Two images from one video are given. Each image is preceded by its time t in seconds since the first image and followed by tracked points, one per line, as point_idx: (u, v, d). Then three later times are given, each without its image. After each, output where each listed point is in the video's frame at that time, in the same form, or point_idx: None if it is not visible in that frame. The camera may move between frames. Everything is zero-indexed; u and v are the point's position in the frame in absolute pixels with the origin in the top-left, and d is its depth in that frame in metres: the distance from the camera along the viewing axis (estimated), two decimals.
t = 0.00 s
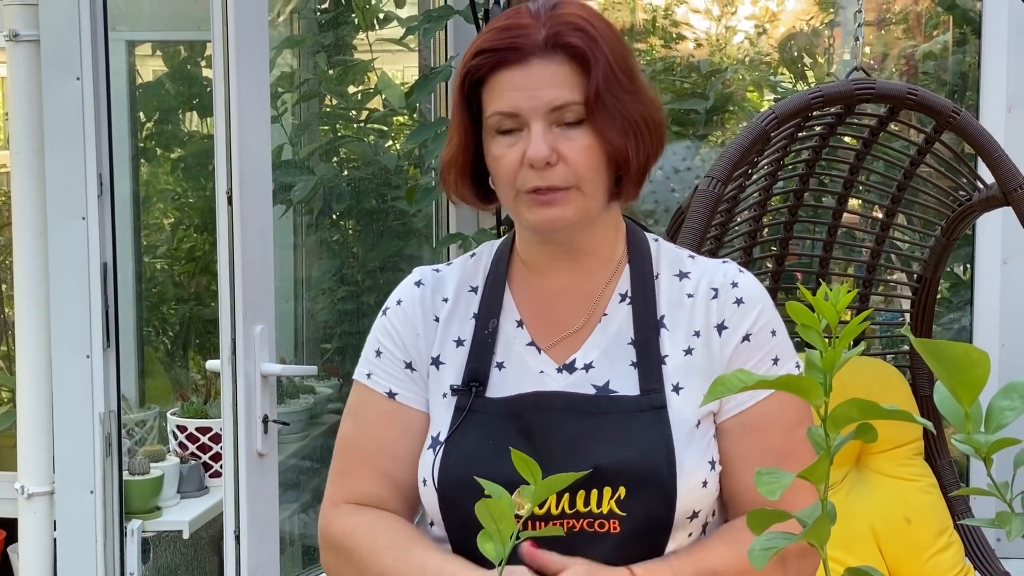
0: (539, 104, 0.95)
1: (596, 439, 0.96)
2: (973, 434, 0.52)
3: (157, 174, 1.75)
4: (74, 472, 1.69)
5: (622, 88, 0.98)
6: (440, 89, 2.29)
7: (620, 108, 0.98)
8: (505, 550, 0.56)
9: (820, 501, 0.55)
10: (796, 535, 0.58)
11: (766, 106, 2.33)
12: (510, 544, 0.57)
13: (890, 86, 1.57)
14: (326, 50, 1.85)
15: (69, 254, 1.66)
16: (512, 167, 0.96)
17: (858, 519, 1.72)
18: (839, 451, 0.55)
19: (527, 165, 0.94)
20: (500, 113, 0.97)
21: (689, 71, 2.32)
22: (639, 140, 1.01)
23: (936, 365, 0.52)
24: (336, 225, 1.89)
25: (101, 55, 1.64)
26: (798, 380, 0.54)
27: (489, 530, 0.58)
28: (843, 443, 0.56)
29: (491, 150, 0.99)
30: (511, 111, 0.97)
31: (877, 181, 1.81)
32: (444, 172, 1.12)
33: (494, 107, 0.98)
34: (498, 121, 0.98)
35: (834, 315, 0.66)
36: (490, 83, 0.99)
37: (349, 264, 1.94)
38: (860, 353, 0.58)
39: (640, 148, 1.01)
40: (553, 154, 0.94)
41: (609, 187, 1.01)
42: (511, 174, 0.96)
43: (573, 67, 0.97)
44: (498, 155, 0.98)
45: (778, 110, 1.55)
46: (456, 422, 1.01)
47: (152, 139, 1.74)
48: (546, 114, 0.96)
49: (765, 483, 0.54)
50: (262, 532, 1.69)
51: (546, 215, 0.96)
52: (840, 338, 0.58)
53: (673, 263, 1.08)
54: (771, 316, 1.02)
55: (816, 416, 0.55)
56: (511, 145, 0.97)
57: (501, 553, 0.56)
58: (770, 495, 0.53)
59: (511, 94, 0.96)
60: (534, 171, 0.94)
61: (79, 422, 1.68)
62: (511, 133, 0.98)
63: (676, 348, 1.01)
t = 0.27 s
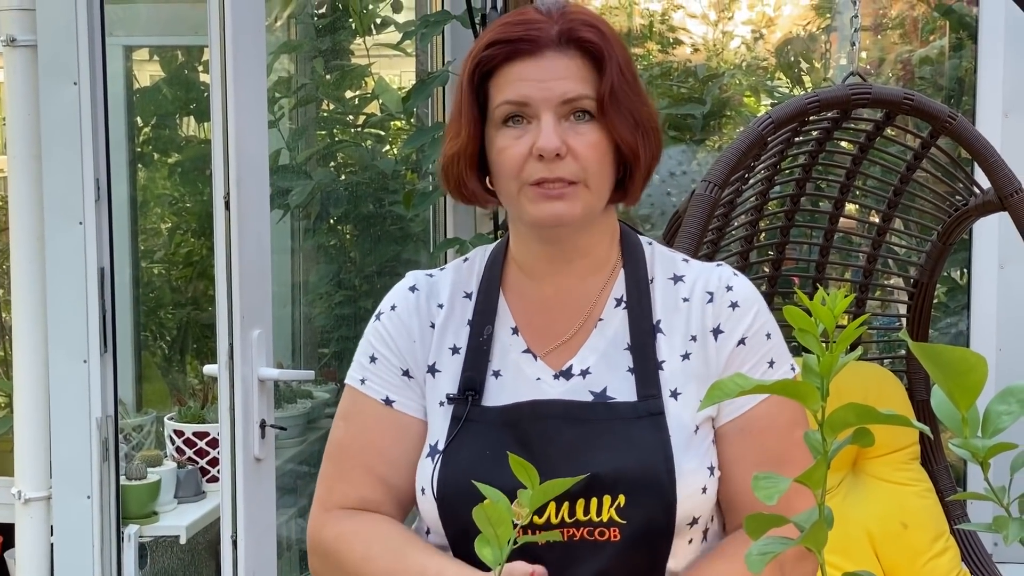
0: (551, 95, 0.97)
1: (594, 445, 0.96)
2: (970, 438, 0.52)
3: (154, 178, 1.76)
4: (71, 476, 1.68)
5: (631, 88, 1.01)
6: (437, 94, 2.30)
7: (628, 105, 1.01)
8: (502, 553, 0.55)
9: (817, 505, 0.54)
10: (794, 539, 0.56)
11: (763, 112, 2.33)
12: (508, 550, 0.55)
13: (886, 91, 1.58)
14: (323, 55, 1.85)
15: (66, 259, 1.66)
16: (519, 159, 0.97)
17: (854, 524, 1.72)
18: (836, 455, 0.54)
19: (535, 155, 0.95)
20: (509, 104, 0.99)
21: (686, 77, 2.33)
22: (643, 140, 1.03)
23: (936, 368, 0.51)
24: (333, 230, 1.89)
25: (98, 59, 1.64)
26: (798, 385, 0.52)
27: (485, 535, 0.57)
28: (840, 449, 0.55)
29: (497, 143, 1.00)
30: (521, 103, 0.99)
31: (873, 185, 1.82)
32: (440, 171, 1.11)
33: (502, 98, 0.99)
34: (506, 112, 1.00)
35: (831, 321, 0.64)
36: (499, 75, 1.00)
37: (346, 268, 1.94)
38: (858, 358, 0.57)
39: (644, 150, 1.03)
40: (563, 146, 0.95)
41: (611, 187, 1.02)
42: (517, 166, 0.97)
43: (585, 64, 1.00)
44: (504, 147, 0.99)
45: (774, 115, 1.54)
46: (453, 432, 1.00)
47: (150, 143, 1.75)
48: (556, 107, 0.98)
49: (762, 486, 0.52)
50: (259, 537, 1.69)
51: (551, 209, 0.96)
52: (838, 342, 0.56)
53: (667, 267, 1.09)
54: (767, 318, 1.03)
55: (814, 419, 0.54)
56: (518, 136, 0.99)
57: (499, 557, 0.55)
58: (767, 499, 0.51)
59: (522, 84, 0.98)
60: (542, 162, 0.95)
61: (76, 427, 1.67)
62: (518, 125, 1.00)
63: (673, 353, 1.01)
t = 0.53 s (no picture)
0: (555, 95, 0.97)
1: (593, 452, 0.96)
2: (968, 443, 0.50)
3: (151, 184, 1.76)
4: (67, 482, 1.68)
5: (632, 93, 1.02)
6: (434, 100, 2.31)
7: (629, 110, 1.01)
8: (500, 560, 0.53)
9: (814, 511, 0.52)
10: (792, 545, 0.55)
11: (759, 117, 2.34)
12: (505, 557, 0.53)
13: (883, 97, 1.58)
14: (320, 61, 1.85)
15: (62, 264, 1.65)
16: (520, 159, 0.95)
17: (850, 529, 1.72)
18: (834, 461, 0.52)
19: (537, 156, 0.94)
20: (511, 103, 0.98)
21: (683, 82, 2.33)
22: (641, 146, 1.03)
23: (933, 370, 0.50)
24: (330, 235, 1.89)
25: (95, 65, 1.64)
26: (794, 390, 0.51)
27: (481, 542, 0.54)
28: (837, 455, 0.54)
29: (496, 144, 0.99)
30: (523, 103, 0.98)
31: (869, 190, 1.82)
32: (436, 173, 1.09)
33: (504, 98, 0.98)
34: (507, 113, 0.99)
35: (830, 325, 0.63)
36: (501, 76, 1.00)
37: (343, 274, 1.94)
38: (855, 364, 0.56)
39: (643, 155, 1.04)
40: (564, 148, 0.95)
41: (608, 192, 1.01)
42: (518, 167, 0.95)
43: (587, 68, 1.00)
44: (504, 147, 0.97)
45: (770, 122, 1.55)
46: (450, 439, 1.00)
47: (147, 148, 1.75)
48: (558, 108, 0.97)
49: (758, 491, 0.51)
50: (256, 543, 1.68)
51: (551, 211, 0.94)
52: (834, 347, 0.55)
53: (663, 275, 1.09)
54: (766, 328, 1.04)
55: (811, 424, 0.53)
56: (519, 137, 0.97)
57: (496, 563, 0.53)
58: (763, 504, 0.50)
59: (525, 84, 0.97)
60: (543, 163, 0.94)
61: (72, 433, 1.67)
62: (519, 126, 0.99)
63: (672, 362, 1.02)
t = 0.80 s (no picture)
0: (555, 105, 0.97)
1: (594, 456, 0.96)
2: (965, 448, 0.50)
3: (148, 190, 1.75)
4: (65, 487, 1.68)
5: (632, 101, 1.02)
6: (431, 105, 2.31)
7: (630, 119, 1.01)
8: (496, 566, 0.53)
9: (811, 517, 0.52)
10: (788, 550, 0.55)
11: (757, 122, 2.35)
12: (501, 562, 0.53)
13: (880, 102, 1.58)
14: (317, 66, 1.85)
15: (60, 270, 1.66)
16: (521, 170, 0.96)
17: (847, 535, 1.72)
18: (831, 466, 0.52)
19: (538, 167, 0.95)
20: (512, 113, 0.98)
21: (680, 87, 2.33)
22: (641, 154, 1.04)
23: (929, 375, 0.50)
24: (327, 241, 1.89)
25: (92, 72, 1.64)
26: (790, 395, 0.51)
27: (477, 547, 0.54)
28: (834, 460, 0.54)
29: (497, 153, 0.99)
30: (524, 112, 0.98)
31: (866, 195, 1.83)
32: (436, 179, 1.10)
33: (505, 107, 0.98)
34: (507, 122, 0.99)
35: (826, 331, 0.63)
36: (501, 85, 1.00)
37: (339, 279, 1.94)
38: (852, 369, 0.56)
39: (643, 164, 1.04)
40: (566, 158, 0.95)
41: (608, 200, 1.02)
42: (519, 177, 0.96)
43: (588, 76, 1.00)
44: (506, 157, 0.98)
45: (768, 127, 1.55)
46: (452, 444, 1.00)
47: (144, 154, 1.75)
48: (560, 118, 0.97)
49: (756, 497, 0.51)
50: (253, 549, 1.68)
51: (553, 220, 0.95)
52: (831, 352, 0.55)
53: (663, 281, 1.10)
54: (766, 334, 1.06)
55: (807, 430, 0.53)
56: (520, 147, 0.98)
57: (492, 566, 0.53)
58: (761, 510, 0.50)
59: (526, 94, 0.97)
60: (545, 173, 0.94)
61: (68, 439, 1.67)
62: (519, 135, 0.99)
63: (676, 367, 1.02)
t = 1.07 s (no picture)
0: (543, 130, 0.96)
1: (593, 460, 0.96)
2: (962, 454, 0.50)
3: (145, 195, 1.76)
4: (61, 492, 1.67)
5: (625, 116, 1.01)
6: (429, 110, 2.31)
7: (622, 137, 1.00)
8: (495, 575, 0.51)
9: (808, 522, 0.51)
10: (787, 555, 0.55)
11: (754, 127, 2.35)
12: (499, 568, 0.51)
13: (876, 108, 1.58)
14: (314, 71, 1.85)
15: (55, 274, 1.65)
16: (511, 193, 0.96)
17: (844, 541, 1.73)
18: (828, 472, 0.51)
19: (527, 191, 0.95)
20: (501, 137, 0.98)
21: (677, 92, 2.34)
22: (634, 170, 1.03)
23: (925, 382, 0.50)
24: (324, 245, 1.89)
25: (88, 77, 1.64)
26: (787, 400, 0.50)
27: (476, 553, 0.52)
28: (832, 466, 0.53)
29: (488, 172, 1.00)
30: (513, 136, 0.97)
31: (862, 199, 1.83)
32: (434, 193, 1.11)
33: (495, 130, 0.98)
34: (498, 144, 0.99)
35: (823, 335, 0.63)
36: (492, 105, 0.99)
37: (336, 284, 1.94)
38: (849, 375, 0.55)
39: (636, 179, 1.04)
40: (555, 182, 0.95)
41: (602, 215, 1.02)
42: (510, 199, 0.96)
43: (578, 96, 0.99)
44: (496, 178, 0.98)
45: (764, 131, 1.55)
46: (453, 447, 1.00)
47: (141, 158, 1.75)
48: (548, 141, 0.97)
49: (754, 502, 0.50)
50: (250, 554, 1.68)
51: (544, 241, 0.96)
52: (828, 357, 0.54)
53: (661, 285, 1.10)
54: (764, 336, 1.06)
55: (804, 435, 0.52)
56: (510, 170, 0.97)
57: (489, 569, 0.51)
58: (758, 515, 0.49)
59: (515, 117, 0.97)
60: (534, 198, 0.94)
61: (65, 444, 1.67)
62: (510, 156, 0.99)
63: (674, 370, 1.03)
